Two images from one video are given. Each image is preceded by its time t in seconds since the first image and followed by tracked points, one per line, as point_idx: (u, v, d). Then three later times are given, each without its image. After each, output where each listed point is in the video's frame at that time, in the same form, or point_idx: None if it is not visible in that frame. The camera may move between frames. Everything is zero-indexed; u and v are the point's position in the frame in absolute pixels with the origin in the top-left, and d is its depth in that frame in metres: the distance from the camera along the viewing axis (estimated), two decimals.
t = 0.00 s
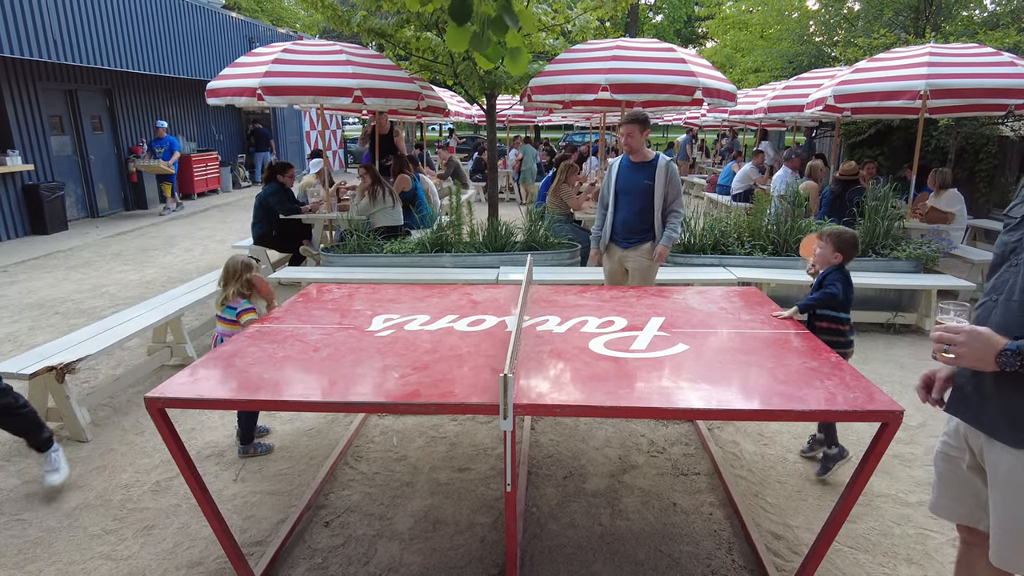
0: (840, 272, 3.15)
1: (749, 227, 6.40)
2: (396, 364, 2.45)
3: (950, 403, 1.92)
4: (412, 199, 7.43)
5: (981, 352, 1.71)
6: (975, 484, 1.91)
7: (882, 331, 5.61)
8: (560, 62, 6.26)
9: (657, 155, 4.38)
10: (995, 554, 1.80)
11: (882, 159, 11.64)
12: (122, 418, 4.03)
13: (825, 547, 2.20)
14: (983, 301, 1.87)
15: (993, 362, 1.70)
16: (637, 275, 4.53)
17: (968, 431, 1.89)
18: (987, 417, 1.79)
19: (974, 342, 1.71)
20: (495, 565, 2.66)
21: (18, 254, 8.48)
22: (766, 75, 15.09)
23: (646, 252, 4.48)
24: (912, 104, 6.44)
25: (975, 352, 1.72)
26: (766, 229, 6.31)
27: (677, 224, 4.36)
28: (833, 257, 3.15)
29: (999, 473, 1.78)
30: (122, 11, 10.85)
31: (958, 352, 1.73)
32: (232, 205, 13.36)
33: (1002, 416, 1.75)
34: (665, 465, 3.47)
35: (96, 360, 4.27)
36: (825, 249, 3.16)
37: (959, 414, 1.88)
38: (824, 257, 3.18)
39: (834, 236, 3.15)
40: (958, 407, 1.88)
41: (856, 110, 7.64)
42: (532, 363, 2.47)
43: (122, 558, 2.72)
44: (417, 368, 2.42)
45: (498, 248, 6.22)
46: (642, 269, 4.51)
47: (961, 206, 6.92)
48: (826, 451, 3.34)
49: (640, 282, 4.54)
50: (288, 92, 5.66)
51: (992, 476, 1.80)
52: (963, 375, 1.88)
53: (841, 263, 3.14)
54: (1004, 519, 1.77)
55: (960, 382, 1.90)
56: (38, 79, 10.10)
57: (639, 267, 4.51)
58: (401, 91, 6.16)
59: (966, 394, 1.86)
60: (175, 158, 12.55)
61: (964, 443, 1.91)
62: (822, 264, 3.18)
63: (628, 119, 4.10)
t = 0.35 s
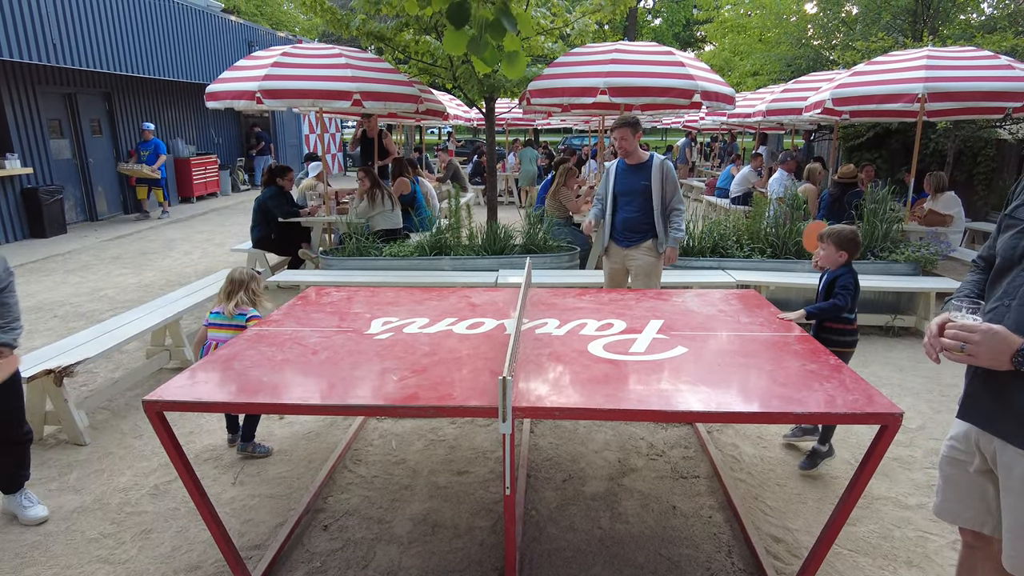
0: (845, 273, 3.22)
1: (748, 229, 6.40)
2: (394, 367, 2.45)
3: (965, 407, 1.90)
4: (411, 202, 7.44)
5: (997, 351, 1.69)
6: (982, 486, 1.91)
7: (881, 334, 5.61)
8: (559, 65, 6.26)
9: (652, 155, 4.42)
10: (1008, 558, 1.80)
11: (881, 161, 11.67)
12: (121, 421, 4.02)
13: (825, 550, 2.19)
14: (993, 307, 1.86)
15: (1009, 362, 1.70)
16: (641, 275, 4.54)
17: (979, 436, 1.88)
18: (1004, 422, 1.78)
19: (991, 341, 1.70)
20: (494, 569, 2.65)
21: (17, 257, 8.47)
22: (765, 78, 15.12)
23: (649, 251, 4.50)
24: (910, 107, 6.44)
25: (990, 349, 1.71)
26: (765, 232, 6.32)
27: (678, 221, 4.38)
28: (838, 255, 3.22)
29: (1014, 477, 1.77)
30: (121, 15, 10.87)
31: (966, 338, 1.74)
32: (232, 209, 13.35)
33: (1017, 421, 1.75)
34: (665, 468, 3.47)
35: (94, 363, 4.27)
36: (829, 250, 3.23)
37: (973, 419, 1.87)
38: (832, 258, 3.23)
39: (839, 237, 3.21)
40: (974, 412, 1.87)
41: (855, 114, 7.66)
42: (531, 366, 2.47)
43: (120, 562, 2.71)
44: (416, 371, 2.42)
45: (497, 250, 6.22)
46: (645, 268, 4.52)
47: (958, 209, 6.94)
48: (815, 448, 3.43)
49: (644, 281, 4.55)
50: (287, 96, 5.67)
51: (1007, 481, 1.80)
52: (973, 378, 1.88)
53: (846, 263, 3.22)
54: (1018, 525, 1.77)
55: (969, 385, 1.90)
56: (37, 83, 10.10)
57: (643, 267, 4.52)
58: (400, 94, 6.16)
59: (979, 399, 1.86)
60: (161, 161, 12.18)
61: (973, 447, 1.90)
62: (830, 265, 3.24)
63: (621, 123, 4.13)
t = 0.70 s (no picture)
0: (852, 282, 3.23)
1: (747, 231, 6.40)
2: (393, 369, 2.45)
3: (965, 409, 1.90)
4: (410, 204, 7.45)
5: (998, 342, 1.70)
6: (984, 488, 1.91)
7: (880, 335, 5.62)
8: (558, 67, 6.26)
9: (665, 158, 4.47)
10: (1011, 562, 1.80)
11: (879, 163, 11.70)
12: (119, 423, 4.01)
13: (825, 550, 2.19)
14: (995, 309, 1.86)
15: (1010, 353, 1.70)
16: (650, 278, 4.54)
17: (981, 438, 1.87)
18: (1008, 424, 1.78)
19: (991, 332, 1.71)
20: (493, 571, 2.64)
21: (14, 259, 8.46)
22: (763, 81, 15.15)
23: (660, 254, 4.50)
24: (909, 109, 6.45)
25: (991, 339, 1.72)
26: (764, 233, 6.32)
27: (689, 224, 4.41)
28: (852, 263, 3.22)
29: (1017, 480, 1.77)
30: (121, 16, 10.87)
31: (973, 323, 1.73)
32: (230, 210, 13.35)
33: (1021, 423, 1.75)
34: (664, 469, 3.46)
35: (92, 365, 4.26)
36: (842, 258, 3.23)
37: (975, 422, 1.86)
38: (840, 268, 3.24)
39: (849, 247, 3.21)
40: (976, 414, 1.86)
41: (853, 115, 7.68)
42: (530, 367, 2.47)
43: (117, 565, 2.70)
44: (415, 372, 2.42)
45: (496, 252, 6.22)
46: (654, 271, 4.52)
47: (957, 210, 6.96)
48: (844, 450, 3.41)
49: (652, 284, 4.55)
50: (286, 97, 5.67)
51: (1010, 483, 1.79)
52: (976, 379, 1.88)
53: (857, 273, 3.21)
54: (1022, 528, 1.77)
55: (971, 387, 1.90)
56: (36, 84, 10.09)
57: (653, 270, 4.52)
58: (399, 96, 6.16)
59: (981, 403, 1.85)
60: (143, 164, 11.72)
61: (974, 448, 1.90)
62: (841, 272, 3.25)
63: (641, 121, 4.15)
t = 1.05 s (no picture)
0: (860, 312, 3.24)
1: (746, 232, 6.41)
2: (392, 370, 2.45)
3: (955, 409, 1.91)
4: (409, 205, 7.45)
5: None
6: (975, 489, 1.91)
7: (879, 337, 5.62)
8: (557, 68, 6.27)
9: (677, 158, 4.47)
10: (996, 562, 1.79)
11: (878, 164, 11.73)
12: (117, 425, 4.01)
13: (823, 552, 2.19)
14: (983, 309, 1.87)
15: None
16: (661, 278, 4.58)
17: (969, 438, 1.88)
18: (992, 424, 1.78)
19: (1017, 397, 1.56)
20: (491, 573, 2.64)
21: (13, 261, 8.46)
22: (763, 82, 14.93)
23: (672, 256, 4.53)
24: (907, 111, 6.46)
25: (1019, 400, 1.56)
26: (762, 234, 6.32)
27: (700, 227, 4.55)
28: (863, 296, 3.21)
29: (1001, 479, 1.77)
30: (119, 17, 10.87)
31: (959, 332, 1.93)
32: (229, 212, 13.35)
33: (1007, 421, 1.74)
34: (663, 471, 3.46)
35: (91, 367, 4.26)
36: (853, 291, 3.22)
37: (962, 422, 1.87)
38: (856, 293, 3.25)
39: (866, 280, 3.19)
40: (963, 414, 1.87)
41: (851, 116, 7.68)
42: (529, 368, 2.47)
43: (115, 567, 2.70)
44: (414, 374, 2.42)
45: (495, 253, 6.22)
46: (667, 272, 4.56)
47: (955, 211, 6.98)
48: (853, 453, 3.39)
49: (663, 284, 4.60)
50: (284, 99, 5.67)
51: (994, 483, 1.79)
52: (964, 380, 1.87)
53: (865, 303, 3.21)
54: (1005, 527, 1.76)
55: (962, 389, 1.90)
56: (34, 86, 10.09)
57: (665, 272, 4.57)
58: (398, 98, 6.17)
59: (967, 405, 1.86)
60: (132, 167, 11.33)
61: (964, 449, 1.90)
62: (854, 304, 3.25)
63: (670, 123, 4.12)
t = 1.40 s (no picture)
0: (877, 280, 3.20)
1: (746, 233, 6.41)
2: (391, 370, 2.44)
3: (943, 404, 1.94)
4: (407, 206, 7.45)
5: None
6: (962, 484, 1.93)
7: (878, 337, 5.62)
8: (556, 68, 6.26)
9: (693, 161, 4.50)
10: (967, 552, 1.83)
11: (877, 165, 11.73)
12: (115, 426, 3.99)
13: (824, 553, 2.18)
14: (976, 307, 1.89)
15: None
16: (670, 280, 4.58)
17: (954, 432, 1.91)
18: (973, 418, 1.81)
19: None
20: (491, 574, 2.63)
21: (11, 262, 8.44)
22: (759, 83, 15.07)
23: (681, 258, 4.54)
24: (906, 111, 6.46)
25: None
26: (762, 235, 6.32)
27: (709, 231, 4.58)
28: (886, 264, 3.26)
29: (975, 471, 1.80)
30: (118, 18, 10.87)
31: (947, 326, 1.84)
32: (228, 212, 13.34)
33: (988, 415, 1.77)
34: (663, 471, 3.45)
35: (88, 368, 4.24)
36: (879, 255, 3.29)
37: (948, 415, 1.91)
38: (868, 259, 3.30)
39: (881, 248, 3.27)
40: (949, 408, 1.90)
41: (850, 117, 7.68)
42: (529, 369, 2.46)
43: (113, 569, 2.68)
44: (413, 374, 2.40)
45: (494, 253, 6.20)
46: (677, 273, 4.56)
47: (954, 211, 6.97)
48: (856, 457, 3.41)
49: (672, 286, 4.60)
50: (282, 99, 5.65)
51: (969, 475, 1.83)
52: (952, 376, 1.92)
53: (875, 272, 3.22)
54: (977, 518, 1.80)
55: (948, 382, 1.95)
56: (32, 86, 10.07)
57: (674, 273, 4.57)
58: (397, 98, 6.16)
59: (960, 396, 1.87)
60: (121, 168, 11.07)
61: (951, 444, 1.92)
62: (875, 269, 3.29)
63: (694, 126, 4.13)
